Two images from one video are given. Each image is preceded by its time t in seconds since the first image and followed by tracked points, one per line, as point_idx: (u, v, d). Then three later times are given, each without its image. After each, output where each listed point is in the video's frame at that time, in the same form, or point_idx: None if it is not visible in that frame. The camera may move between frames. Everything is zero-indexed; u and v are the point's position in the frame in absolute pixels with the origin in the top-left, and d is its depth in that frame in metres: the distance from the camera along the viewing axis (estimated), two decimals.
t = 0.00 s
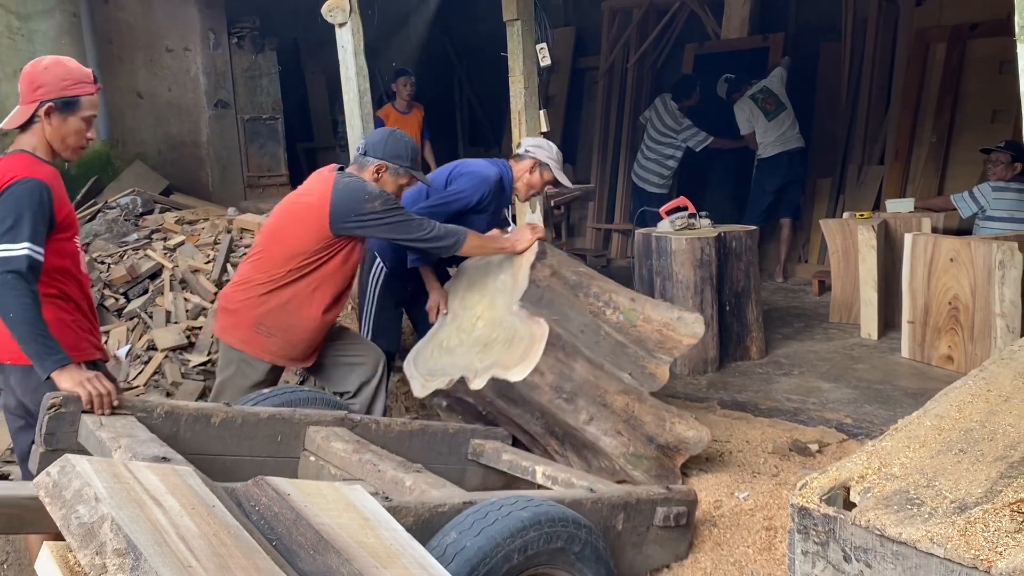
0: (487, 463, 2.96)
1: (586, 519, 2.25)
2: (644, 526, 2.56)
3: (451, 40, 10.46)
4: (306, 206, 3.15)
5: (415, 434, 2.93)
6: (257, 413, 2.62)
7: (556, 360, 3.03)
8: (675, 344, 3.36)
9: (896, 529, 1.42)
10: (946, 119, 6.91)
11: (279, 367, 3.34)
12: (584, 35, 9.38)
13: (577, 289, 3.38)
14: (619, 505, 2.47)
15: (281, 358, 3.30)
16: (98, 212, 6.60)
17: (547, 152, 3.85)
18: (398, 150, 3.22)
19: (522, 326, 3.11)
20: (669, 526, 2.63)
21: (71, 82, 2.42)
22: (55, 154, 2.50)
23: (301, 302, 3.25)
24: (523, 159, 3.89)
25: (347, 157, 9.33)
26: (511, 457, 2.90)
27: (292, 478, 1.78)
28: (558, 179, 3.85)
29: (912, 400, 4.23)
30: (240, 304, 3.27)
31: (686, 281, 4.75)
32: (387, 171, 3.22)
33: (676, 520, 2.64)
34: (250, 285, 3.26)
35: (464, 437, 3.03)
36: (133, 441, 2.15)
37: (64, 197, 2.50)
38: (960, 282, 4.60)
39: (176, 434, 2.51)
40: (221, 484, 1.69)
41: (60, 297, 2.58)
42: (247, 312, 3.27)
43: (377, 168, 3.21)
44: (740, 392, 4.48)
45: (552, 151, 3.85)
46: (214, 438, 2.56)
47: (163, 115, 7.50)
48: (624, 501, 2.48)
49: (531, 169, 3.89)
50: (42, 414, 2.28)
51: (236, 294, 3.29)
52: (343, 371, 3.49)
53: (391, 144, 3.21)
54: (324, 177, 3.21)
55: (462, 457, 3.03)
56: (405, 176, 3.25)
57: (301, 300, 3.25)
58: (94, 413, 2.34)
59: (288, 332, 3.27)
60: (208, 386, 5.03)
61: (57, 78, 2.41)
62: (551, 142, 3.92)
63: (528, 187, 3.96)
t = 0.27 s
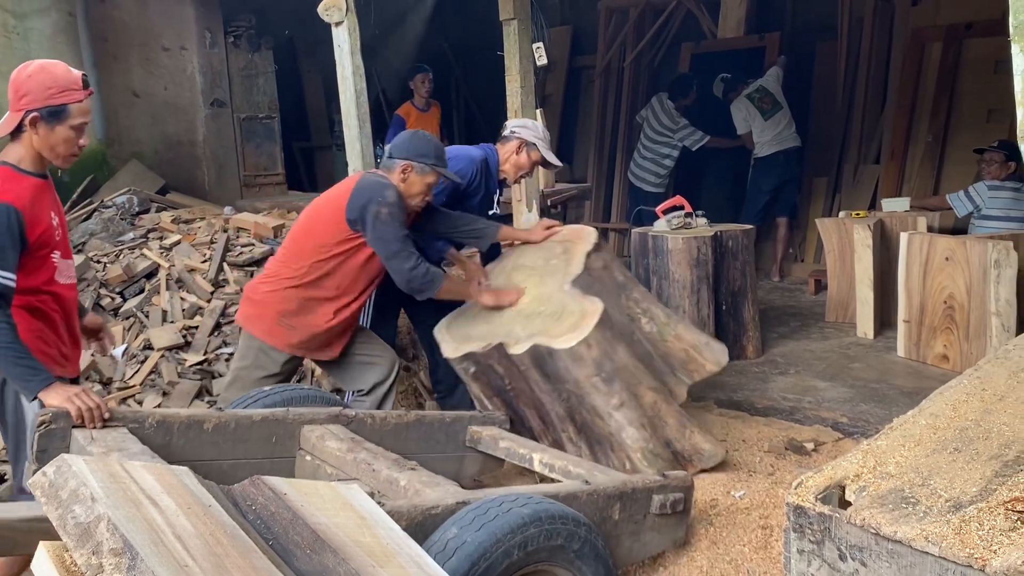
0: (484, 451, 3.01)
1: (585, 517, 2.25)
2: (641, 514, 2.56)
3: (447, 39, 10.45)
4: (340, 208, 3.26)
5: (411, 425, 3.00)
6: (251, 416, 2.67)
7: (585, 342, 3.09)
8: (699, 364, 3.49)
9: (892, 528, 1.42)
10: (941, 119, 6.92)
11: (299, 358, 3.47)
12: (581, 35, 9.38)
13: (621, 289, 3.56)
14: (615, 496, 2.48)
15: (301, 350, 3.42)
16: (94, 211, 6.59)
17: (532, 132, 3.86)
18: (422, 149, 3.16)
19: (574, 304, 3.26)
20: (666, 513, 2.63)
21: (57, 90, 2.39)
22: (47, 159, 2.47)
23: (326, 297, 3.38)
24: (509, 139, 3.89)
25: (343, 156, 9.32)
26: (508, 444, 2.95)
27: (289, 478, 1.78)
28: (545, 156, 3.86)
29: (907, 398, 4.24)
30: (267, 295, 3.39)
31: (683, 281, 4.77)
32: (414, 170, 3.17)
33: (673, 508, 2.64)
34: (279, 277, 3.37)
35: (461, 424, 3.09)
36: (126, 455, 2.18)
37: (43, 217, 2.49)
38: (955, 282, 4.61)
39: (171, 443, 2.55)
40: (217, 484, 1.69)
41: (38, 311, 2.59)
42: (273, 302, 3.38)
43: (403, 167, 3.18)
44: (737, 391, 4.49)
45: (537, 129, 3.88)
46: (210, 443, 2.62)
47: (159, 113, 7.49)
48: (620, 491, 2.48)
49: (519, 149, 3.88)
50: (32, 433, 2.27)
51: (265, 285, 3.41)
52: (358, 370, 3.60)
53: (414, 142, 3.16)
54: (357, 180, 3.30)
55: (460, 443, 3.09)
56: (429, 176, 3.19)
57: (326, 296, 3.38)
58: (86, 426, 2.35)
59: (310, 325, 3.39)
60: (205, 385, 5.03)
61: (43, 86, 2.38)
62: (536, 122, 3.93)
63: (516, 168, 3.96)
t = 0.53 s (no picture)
0: (479, 441, 3.08)
1: (580, 516, 2.25)
2: (635, 503, 2.57)
3: (443, 37, 10.44)
4: (384, 205, 3.36)
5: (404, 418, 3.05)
6: (241, 419, 2.69)
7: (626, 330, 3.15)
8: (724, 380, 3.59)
9: (884, 526, 1.43)
10: (936, 117, 6.94)
11: (314, 340, 3.56)
12: (577, 33, 9.37)
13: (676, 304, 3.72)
14: (608, 487, 2.49)
15: (320, 332, 3.52)
16: (88, 209, 6.58)
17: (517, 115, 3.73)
18: (454, 151, 3.41)
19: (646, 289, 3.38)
20: (660, 501, 2.64)
21: (18, 94, 2.43)
22: (10, 164, 2.53)
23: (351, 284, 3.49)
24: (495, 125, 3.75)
25: (338, 154, 9.30)
26: (502, 435, 3.01)
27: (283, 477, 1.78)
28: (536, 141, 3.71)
29: (901, 396, 4.26)
30: (294, 275, 3.47)
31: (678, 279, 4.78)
32: (447, 172, 3.42)
33: (667, 495, 2.65)
34: (308, 260, 3.46)
35: (455, 416, 3.15)
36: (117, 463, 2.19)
37: (1, 223, 2.52)
38: (949, 280, 4.63)
39: (161, 449, 2.57)
40: (212, 484, 1.69)
41: None
42: (300, 284, 3.46)
43: (437, 170, 3.42)
44: (731, 389, 4.51)
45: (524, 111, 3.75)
46: (201, 447, 2.64)
47: (154, 111, 7.48)
48: (612, 482, 2.50)
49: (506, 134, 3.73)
50: (20, 447, 2.26)
51: (292, 265, 3.49)
52: (355, 364, 3.64)
53: (448, 145, 3.41)
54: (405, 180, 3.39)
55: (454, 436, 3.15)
56: (463, 175, 3.44)
57: (351, 283, 3.49)
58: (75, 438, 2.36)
59: (333, 312, 3.51)
60: (200, 383, 5.03)
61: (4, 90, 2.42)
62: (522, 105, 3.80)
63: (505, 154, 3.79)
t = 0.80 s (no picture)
0: (471, 433, 3.14)
1: (572, 514, 2.25)
2: (625, 496, 2.59)
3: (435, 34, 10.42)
4: (402, 205, 3.37)
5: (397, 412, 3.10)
6: (230, 418, 2.70)
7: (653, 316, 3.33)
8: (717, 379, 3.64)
9: (874, 524, 1.43)
10: (927, 114, 6.97)
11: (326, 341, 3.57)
12: (570, 29, 9.36)
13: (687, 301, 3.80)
14: (598, 480, 2.50)
15: (342, 333, 3.54)
16: (79, 206, 6.55)
17: (508, 105, 3.64)
18: (467, 152, 3.49)
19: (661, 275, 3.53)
20: (652, 493, 2.66)
21: None
22: None
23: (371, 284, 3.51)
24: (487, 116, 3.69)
25: (330, 151, 9.26)
26: (494, 426, 3.06)
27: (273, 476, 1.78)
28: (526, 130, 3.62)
29: (893, 393, 4.27)
30: (313, 279, 3.47)
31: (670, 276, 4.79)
32: (460, 173, 3.49)
33: (658, 486, 2.67)
34: (327, 264, 3.45)
35: (447, 408, 3.21)
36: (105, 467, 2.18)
37: None
38: (940, 277, 4.64)
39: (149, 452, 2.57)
40: (202, 484, 1.69)
41: None
42: (321, 287, 3.46)
43: (449, 171, 3.48)
44: (723, 386, 4.52)
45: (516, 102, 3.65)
46: (190, 448, 2.64)
47: (145, 108, 7.45)
48: (602, 476, 2.51)
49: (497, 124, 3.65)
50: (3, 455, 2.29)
51: (310, 269, 3.48)
52: (353, 364, 3.68)
53: (459, 145, 3.48)
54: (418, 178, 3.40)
55: (446, 427, 3.21)
56: (474, 175, 3.52)
57: (372, 283, 3.51)
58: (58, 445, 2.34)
59: (356, 312, 3.53)
60: (191, 381, 5.01)
61: None
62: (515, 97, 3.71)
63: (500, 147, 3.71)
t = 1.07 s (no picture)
0: (460, 427, 3.14)
1: (561, 510, 2.25)
2: (615, 489, 2.59)
3: (426, 28, 10.37)
4: (373, 195, 3.34)
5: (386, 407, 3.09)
6: (218, 415, 2.69)
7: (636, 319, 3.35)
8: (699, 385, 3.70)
9: (863, 519, 1.43)
10: (917, 111, 6.99)
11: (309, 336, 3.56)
12: (561, 24, 9.34)
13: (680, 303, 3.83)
14: (587, 474, 2.50)
15: (318, 325, 3.51)
16: (67, 200, 6.51)
17: (489, 88, 3.71)
18: (438, 138, 3.40)
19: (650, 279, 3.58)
20: (641, 486, 2.65)
21: None
22: None
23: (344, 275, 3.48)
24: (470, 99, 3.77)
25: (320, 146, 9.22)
26: (484, 419, 3.06)
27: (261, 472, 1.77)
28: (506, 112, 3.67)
29: (882, 389, 4.29)
30: (285, 270, 3.45)
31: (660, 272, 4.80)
32: (432, 160, 3.41)
33: (648, 479, 2.67)
34: (298, 254, 3.44)
35: (436, 403, 3.20)
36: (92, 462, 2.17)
37: None
38: (930, 273, 4.66)
39: (137, 449, 2.57)
40: (188, 481, 1.68)
41: None
42: (294, 279, 3.44)
43: (421, 158, 3.42)
44: (713, 381, 4.52)
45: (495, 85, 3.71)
46: (178, 445, 2.63)
47: (134, 102, 7.39)
48: (592, 470, 2.51)
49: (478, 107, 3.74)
50: None
51: (282, 260, 3.46)
52: (339, 360, 3.68)
53: (430, 132, 3.40)
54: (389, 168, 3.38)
55: (436, 421, 3.21)
56: (446, 162, 3.43)
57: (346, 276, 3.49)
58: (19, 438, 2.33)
59: (330, 305, 3.50)
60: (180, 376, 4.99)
61: None
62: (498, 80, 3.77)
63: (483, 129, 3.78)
